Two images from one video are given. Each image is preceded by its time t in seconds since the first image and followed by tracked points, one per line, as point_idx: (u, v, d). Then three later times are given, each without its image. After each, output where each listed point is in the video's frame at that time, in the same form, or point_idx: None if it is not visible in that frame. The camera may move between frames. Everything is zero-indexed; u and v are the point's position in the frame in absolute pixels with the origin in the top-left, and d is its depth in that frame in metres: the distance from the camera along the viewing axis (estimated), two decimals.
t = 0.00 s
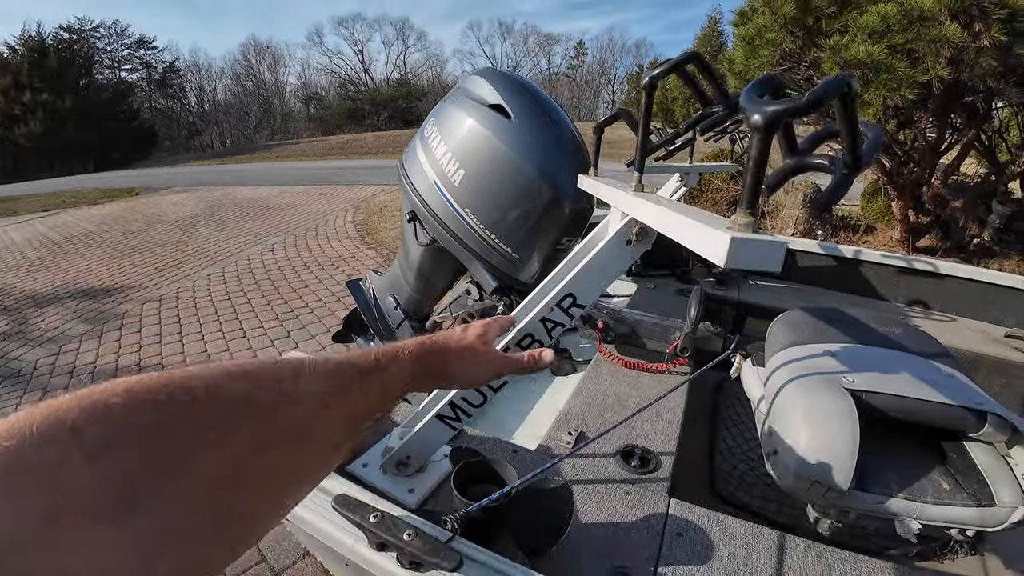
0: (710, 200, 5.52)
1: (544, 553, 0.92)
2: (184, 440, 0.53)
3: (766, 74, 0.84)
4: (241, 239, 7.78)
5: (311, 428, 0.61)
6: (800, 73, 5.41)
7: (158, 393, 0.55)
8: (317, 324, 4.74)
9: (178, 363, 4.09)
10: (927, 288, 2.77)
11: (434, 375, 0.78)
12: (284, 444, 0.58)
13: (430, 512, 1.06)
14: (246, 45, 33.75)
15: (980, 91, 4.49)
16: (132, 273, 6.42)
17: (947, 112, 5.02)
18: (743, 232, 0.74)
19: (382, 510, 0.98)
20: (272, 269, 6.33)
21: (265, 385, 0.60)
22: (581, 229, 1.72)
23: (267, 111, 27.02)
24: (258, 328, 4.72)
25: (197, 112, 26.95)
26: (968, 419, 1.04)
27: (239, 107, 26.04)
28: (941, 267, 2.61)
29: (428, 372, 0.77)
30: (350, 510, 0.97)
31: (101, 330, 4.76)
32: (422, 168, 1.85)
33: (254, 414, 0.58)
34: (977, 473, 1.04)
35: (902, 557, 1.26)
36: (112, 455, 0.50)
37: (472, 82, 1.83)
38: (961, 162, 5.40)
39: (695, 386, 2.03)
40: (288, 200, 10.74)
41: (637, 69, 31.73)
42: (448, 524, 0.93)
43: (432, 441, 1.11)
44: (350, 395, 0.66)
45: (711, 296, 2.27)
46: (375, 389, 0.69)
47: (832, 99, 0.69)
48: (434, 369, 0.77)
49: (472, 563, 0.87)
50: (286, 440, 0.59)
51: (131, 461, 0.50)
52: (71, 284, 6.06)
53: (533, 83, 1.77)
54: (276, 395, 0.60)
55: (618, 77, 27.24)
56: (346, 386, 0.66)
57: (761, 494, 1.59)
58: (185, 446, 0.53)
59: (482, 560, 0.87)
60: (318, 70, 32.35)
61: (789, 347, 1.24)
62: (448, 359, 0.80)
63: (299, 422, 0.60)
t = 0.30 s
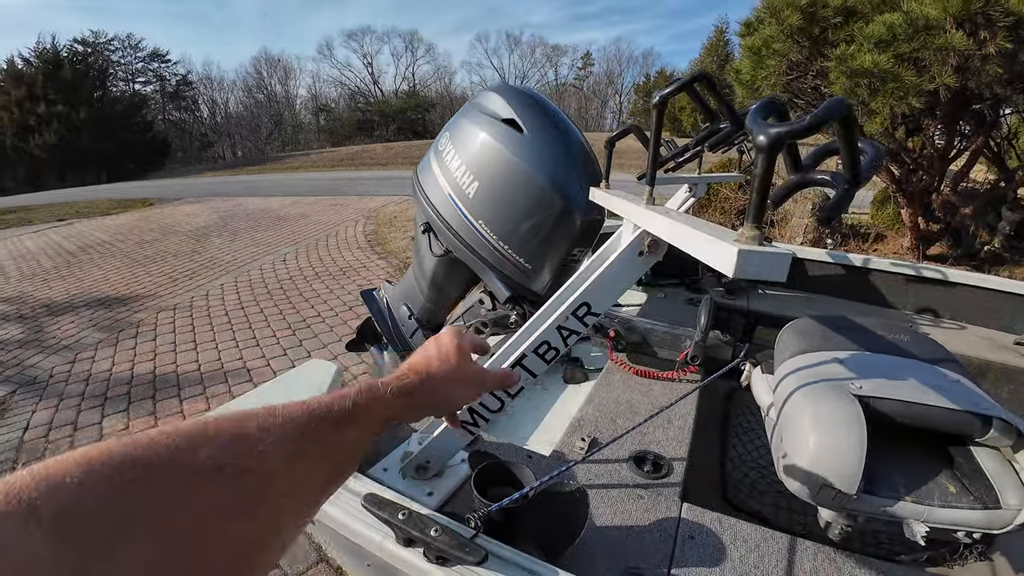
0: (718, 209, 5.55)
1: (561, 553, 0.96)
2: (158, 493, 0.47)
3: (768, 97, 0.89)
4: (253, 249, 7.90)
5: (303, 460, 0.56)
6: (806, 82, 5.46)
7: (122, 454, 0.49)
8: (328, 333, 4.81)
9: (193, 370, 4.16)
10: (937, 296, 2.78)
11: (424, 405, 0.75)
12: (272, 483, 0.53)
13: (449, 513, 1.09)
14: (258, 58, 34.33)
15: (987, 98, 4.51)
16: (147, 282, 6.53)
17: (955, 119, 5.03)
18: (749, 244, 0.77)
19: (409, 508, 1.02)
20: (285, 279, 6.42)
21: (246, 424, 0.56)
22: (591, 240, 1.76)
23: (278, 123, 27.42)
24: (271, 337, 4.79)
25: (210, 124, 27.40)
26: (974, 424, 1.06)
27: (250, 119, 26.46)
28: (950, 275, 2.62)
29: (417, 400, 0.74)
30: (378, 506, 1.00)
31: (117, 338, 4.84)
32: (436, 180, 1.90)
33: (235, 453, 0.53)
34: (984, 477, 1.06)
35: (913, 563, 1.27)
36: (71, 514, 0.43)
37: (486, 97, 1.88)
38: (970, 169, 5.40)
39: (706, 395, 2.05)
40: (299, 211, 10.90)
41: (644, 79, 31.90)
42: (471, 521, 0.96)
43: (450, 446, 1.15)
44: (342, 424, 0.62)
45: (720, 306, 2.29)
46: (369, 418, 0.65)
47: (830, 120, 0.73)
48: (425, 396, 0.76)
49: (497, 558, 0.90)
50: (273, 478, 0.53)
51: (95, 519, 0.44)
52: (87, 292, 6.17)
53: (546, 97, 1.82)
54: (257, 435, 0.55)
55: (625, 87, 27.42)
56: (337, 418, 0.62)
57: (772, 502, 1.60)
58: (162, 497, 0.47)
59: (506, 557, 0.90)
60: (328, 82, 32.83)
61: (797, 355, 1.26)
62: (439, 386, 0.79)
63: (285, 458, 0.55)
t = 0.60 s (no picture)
0: (720, 217, 5.59)
1: (566, 551, 0.98)
2: (136, 493, 0.50)
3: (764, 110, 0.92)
4: (258, 257, 7.96)
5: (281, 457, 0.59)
6: (808, 91, 5.51)
7: (98, 457, 0.51)
8: (333, 340, 4.84)
9: (198, 376, 4.19)
10: (938, 302, 2.80)
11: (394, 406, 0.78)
12: (249, 479, 0.55)
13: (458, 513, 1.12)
14: (263, 68, 34.69)
15: (988, 105, 4.55)
16: (152, 289, 6.59)
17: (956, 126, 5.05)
18: (747, 247, 0.81)
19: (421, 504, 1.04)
20: (289, 286, 6.47)
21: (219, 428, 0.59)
22: (594, 248, 1.79)
23: (282, 132, 27.64)
24: (276, 344, 4.82)
25: (215, 133, 27.65)
26: (972, 426, 1.09)
27: (255, 128, 26.68)
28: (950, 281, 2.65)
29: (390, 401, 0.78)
30: (391, 500, 1.03)
31: (123, 344, 4.89)
32: (443, 189, 1.94)
33: (211, 453, 0.55)
34: (983, 477, 1.07)
35: (913, 564, 1.29)
36: (51, 514, 0.45)
37: (491, 108, 1.92)
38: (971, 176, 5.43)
39: (709, 400, 2.07)
40: (303, 219, 10.97)
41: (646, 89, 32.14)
42: (482, 515, 0.97)
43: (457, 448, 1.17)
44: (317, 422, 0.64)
45: (723, 313, 2.32)
46: (345, 416, 0.68)
47: (820, 131, 0.77)
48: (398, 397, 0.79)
49: (507, 549, 0.93)
50: (251, 472, 0.56)
51: (75, 519, 0.46)
52: (93, 299, 6.23)
53: (549, 107, 1.85)
54: (231, 435, 0.58)
55: (627, 96, 27.60)
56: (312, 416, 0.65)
57: (776, 506, 1.61)
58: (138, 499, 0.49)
59: (515, 549, 0.93)
60: (332, 92, 33.14)
61: (797, 359, 1.29)
62: (411, 388, 0.83)
63: (262, 455, 0.57)
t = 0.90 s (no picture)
0: (713, 225, 5.65)
1: (557, 550, 1.01)
2: (149, 514, 0.52)
3: (745, 122, 0.95)
4: (253, 263, 7.96)
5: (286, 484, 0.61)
6: (799, 101, 5.60)
7: (112, 477, 0.53)
8: (328, 346, 4.85)
9: (192, 382, 4.19)
10: (926, 308, 2.84)
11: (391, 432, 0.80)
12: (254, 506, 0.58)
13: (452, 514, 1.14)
14: (259, 75, 34.80)
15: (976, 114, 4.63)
16: (147, 295, 6.57)
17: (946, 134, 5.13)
18: (727, 252, 0.84)
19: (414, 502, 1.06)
20: (284, 293, 6.47)
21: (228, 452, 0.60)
22: (587, 254, 1.82)
23: (278, 139, 27.70)
24: (271, 351, 4.82)
25: (210, 139, 27.65)
26: (954, 427, 1.12)
27: (250, 134, 26.73)
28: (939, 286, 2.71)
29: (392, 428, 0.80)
30: (386, 497, 1.05)
31: (117, 350, 4.87)
32: (438, 197, 1.97)
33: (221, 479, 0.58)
34: (967, 478, 1.10)
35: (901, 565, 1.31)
36: (69, 532, 0.47)
37: (485, 117, 1.95)
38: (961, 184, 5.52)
39: (700, 405, 2.10)
40: (298, 226, 10.99)
41: (641, 97, 32.46)
42: (473, 513, 1.00)
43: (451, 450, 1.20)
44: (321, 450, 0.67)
45: (714, 319, 2.35)
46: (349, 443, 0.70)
47: (796, 141, 0.80)
48: (399, 424, 0.81)
49: (499, 545, 0.95)
50: (257, 498, 0.58)
51: (92, 539, 0.48)
52: (86, 304, 6.21)
53: (543, 117, 1.89)
54: (240, 462, 0.60)
55: (622, 104, 27.81)
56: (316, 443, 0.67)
57: (766, 509, 1.63)
58: (149, 520, 0.51)
59: (506, 545, 0.95)
60: (329, 99, 33.25)
61: (785, 362, 1.32)
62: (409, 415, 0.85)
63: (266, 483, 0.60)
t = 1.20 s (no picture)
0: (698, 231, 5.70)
1: (527, 549, 1.01)
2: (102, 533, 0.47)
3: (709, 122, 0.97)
4: (238, 268, 7.89)
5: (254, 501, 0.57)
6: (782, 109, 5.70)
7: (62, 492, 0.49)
8: (312, 351, 4.81)
9: (173, 388, 4.12)
10: (906, 312, 2.89)
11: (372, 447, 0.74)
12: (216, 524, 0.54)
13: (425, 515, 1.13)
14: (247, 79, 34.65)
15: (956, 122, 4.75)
16: (129, 299, 6.48)
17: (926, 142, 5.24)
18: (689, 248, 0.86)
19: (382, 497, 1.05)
20: (269, 298, 6.42)
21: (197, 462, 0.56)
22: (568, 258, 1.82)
23: (266, 144, 27.57)
24: (255, 356, 4.77)
25: (197, 142, 27.42)
26: (928, 426, 1.13)
27: (238, 139, 26.57)
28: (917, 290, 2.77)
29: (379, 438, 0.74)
30: (352, 494, 1.04)
31: (97, 355, 4.79)
32: (420, 200, 1.96)
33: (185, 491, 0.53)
34: (942, 477, 1.12)
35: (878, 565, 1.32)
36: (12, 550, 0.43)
37: (468, 121, 1.96)
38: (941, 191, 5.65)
39: (681, 408, 2.11)
40: (285, 231, 10.93)
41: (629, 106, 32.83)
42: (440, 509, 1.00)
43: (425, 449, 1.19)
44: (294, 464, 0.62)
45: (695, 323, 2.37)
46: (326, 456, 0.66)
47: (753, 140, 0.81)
48: (385, 436, 0.75)
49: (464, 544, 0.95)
50: (216, 522, 0.54)
51: (39, 557, 0.44)
52: (67, 308, 6.11)
53: (526, 122, 1.90)
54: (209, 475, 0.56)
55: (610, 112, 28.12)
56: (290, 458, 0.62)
57: (746, 511, 1.64)
58: (101, 540, 0.47)
59: (472, 542, 0.95)
60: (318, 105, 33.18)
61: (761, 363, 1.33)
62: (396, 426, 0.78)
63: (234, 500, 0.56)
